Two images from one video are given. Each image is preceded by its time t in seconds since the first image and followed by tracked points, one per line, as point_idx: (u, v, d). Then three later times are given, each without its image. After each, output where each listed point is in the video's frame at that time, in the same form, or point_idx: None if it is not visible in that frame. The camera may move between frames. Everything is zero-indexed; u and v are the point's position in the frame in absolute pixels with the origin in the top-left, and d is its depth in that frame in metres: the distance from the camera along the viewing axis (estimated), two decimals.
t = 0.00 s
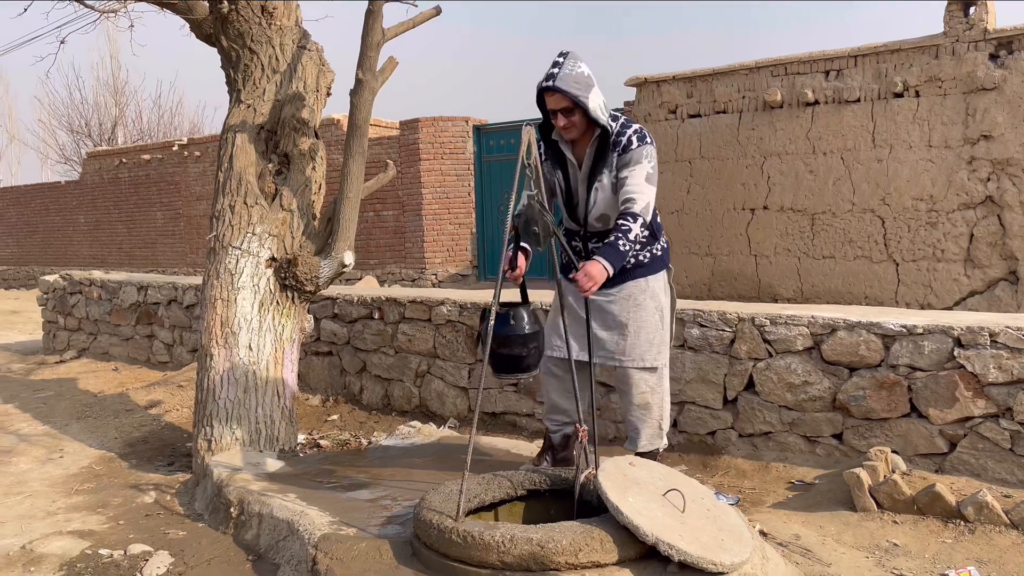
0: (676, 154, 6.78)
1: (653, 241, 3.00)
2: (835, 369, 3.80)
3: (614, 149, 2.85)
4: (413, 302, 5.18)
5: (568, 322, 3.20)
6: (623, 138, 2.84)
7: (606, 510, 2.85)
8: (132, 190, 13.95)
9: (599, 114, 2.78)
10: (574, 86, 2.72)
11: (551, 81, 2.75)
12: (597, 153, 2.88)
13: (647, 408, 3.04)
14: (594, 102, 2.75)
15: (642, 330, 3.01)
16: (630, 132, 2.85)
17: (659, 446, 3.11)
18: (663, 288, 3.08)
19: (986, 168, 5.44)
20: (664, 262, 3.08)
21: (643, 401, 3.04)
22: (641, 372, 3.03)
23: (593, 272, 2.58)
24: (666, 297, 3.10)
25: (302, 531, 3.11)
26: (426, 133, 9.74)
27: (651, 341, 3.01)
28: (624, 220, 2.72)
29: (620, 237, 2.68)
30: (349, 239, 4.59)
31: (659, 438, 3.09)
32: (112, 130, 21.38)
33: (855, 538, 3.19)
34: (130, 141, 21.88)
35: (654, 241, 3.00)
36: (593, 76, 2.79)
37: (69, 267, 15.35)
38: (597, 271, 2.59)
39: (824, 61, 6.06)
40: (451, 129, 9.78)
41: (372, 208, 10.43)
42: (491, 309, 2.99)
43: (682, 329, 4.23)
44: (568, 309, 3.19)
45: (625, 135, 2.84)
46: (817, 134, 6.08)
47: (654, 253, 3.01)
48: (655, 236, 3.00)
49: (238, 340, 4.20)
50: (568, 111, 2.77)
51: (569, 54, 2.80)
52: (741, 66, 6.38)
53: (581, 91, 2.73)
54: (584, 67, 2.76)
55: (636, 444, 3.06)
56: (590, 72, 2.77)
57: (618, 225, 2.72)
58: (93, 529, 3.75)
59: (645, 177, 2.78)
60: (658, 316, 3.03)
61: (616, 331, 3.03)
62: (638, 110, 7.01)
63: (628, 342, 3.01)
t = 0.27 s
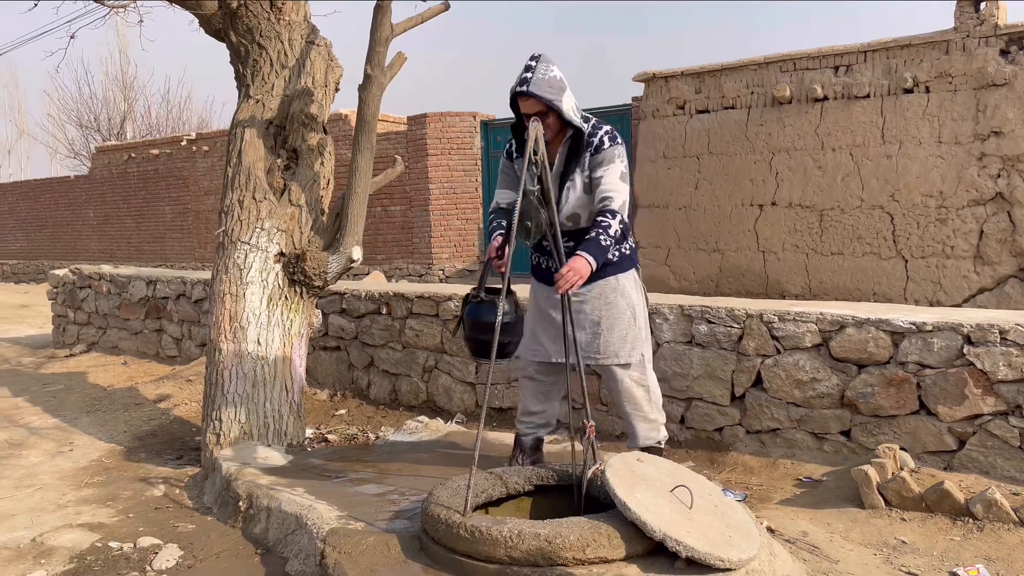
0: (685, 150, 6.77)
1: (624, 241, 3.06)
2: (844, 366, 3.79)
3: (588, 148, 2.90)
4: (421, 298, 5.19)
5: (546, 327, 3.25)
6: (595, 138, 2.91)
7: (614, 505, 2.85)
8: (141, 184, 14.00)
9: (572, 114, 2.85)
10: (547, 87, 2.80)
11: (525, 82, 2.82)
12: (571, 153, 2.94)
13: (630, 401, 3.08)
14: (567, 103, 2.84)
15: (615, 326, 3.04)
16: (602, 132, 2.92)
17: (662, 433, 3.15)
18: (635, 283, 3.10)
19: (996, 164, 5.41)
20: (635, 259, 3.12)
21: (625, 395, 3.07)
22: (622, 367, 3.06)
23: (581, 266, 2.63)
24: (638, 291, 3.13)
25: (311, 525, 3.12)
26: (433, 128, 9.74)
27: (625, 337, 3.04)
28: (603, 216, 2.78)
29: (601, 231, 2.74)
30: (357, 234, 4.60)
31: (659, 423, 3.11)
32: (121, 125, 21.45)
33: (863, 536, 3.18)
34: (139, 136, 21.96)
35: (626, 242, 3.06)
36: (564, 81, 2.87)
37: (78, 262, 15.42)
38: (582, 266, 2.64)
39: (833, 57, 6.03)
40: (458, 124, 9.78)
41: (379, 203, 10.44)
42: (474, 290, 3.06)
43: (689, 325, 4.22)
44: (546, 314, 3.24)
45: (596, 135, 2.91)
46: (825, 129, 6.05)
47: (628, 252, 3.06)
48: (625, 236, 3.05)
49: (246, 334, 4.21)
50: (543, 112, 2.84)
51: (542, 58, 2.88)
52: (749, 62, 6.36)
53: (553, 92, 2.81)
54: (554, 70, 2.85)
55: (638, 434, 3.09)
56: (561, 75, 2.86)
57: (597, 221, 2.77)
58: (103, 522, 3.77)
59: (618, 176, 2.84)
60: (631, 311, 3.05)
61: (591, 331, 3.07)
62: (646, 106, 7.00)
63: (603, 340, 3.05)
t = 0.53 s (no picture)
0: (696, 144, 6.74)
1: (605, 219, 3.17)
2: (855, 361, 3.78)
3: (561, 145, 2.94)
4: (432, 291, 5.19)
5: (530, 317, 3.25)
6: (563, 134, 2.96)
7: (624, 498, 2.86)
8: (153, 178, 14.07)
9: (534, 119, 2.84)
10: (511, 99, 2.80)
11: (483, 96, 2.81)
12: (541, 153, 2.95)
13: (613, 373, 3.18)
14: (528, 109, 2.83)
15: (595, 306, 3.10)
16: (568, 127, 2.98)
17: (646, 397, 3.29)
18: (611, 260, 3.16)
19: (1011, 159, 5.36)
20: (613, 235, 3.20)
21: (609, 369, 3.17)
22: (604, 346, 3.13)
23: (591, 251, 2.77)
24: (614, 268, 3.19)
25: (322, 516, 3.14)
26: (444, 122, 9.74)
27: (602, 316, 3.10)
28: (599, 205, 2.94)
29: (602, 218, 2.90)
30: (368, 228, 4.63)
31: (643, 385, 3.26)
32: (133, 119, 21.54)
33: (874, 530, 3.18)
34: (151, 130, 22.06)
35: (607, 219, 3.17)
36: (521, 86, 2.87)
37: (91, 255, 15.53)
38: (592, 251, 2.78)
39: (845, 51, 5.99)
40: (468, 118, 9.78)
41: (390, 198, 10.46)
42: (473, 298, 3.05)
43: (700, 319, 4.22)
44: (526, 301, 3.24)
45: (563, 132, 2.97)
46: (838, 124, 6.02)
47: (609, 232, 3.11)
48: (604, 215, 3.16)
49: (258, 327, 4.23)
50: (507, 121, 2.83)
51: (494, 67, 2.86)
52: (761, 56, 6.33)
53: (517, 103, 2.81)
54: (509, 77, 2.83)
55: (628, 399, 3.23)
56: (516, 79, 2.85)
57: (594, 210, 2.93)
58: (116, 512, 3.80)
59: (601, 165, 2.94)
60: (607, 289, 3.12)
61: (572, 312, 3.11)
62: (656, 100, 6.98)
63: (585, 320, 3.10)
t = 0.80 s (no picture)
0: (709, 137, 6.70)
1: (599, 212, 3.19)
2: (870, 355, 3.75)
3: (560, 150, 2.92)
4: (444, 284, 5.20)
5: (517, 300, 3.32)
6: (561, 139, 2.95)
7: (636, 491, 2.85)
8: (167, 171, 14.14)
9: (532, 130, 2.82)
10: (509, 115, 2.76)
11: (481, 113, 2.77)
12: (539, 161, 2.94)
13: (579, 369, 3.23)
14: (526, 121, 2.81)
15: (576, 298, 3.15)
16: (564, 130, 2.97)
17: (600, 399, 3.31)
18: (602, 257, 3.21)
19: None
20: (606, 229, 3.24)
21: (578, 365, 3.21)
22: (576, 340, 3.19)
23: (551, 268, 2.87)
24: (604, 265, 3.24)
25: (335, 506, 3.15)
26: (455, 115, 9.73)
27: (581, 307, 3.16)
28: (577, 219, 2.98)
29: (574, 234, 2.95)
30: (381, 220, 4.62)
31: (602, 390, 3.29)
32: (147, 112, 21.64)
33: (888, 525, 3.16)
34: (164, 123, 22.16)
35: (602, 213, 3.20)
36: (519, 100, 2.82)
37: (106, 248, 15.64)
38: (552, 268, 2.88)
39: (861, 42, 5.93)
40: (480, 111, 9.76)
41: (402, 190, 10.46)
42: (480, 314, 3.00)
43: (714, 312, 4.20)
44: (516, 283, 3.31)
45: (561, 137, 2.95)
46: (853, 116, 5.96)
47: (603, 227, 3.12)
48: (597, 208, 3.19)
49: (271, 318, 4.25)
50: (507, 136, 2.81)
51: (491, 81, 2.81)
52: (776, 48, 6.28)
53: (515, 119, 2.77)
54: (505, 91, 2.79)
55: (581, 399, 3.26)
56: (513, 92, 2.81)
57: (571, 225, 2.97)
58: (131, 501, 3.83)
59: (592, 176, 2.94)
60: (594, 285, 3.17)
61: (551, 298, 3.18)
62: (669, 92, 6.94)
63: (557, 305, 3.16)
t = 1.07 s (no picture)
0: (723, 129, 6.65)
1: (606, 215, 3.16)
2: (886, 349, 3.72)
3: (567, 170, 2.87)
4: (457, 276, 5.20)
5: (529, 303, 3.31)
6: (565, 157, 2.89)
7: (650, 485, 2.84)
8: (180, 163, 14.20)
9: (539, 157, 2.79)
10: (515, 145, 2.72)
11: (488, 145, 2.73)
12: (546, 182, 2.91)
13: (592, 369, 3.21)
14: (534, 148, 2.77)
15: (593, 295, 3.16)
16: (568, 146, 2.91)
17: (604, 404, 3.28)
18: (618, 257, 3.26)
19: None
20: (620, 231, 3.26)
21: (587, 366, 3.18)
22: (592, 337, 3.18)
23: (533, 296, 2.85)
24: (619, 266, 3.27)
25: (348, 498, 3.16)
26: (468, 108, 9.71)
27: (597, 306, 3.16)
28: (566, 244, 2.94)
29: (562, 260, 2.93)
30: (394, 211, 4.61)
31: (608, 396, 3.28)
32: (161, 104, 21.74)
33: (904, 520, 3.14)
34: (178, 116, 22.26)
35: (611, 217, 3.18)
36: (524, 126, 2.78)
37: (120, 240, 15.74)
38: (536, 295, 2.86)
39: (878, 34, 5.87)
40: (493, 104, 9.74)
41: (414, 183, 10.46)
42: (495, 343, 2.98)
43: (728, 306, 4.18)
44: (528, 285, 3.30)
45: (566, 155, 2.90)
46: (869, 108, 5.90)
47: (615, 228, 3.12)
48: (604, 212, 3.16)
49: (285, 310, 4.26)
50: (516, 165, 2.78)
51: (495, 109, 2.77)
52: (791, 39, 6.21)
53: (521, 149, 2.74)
54: (512, 120, 2.75)
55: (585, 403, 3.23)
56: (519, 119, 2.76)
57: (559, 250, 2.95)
58: (146, 491, 3.86)
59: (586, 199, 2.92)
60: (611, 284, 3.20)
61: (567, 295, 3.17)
62: (683, 85, 6.89)
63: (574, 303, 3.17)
